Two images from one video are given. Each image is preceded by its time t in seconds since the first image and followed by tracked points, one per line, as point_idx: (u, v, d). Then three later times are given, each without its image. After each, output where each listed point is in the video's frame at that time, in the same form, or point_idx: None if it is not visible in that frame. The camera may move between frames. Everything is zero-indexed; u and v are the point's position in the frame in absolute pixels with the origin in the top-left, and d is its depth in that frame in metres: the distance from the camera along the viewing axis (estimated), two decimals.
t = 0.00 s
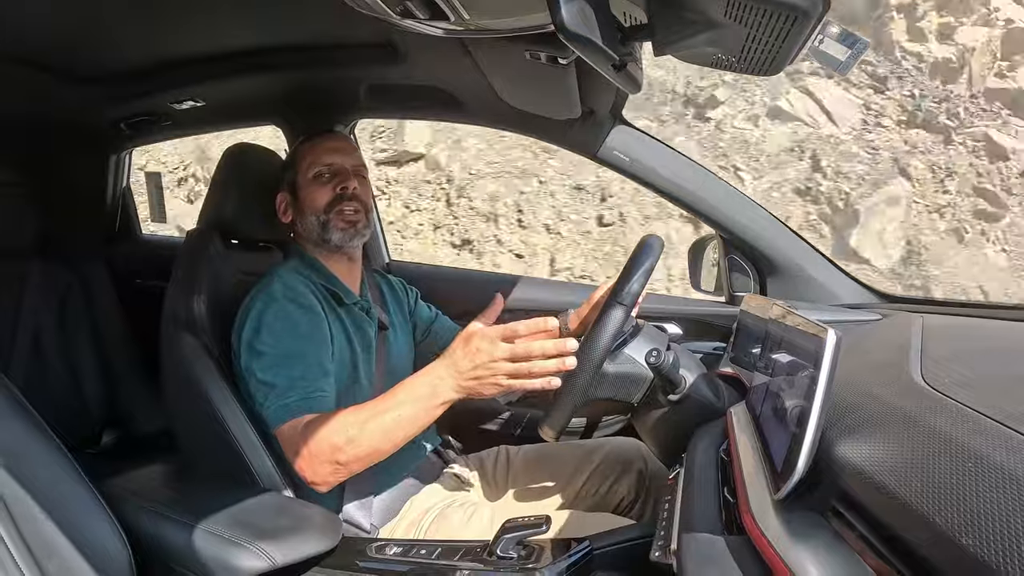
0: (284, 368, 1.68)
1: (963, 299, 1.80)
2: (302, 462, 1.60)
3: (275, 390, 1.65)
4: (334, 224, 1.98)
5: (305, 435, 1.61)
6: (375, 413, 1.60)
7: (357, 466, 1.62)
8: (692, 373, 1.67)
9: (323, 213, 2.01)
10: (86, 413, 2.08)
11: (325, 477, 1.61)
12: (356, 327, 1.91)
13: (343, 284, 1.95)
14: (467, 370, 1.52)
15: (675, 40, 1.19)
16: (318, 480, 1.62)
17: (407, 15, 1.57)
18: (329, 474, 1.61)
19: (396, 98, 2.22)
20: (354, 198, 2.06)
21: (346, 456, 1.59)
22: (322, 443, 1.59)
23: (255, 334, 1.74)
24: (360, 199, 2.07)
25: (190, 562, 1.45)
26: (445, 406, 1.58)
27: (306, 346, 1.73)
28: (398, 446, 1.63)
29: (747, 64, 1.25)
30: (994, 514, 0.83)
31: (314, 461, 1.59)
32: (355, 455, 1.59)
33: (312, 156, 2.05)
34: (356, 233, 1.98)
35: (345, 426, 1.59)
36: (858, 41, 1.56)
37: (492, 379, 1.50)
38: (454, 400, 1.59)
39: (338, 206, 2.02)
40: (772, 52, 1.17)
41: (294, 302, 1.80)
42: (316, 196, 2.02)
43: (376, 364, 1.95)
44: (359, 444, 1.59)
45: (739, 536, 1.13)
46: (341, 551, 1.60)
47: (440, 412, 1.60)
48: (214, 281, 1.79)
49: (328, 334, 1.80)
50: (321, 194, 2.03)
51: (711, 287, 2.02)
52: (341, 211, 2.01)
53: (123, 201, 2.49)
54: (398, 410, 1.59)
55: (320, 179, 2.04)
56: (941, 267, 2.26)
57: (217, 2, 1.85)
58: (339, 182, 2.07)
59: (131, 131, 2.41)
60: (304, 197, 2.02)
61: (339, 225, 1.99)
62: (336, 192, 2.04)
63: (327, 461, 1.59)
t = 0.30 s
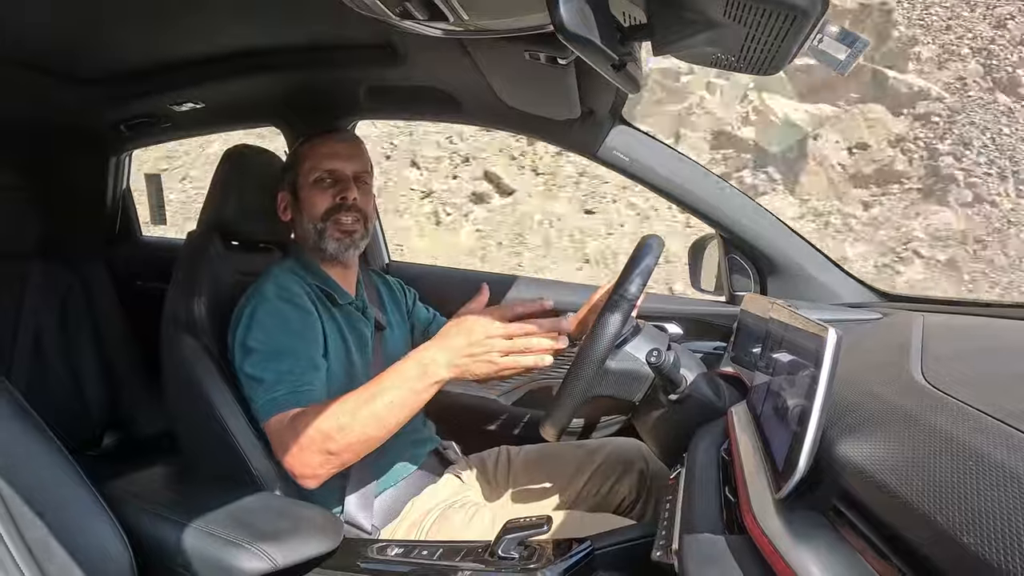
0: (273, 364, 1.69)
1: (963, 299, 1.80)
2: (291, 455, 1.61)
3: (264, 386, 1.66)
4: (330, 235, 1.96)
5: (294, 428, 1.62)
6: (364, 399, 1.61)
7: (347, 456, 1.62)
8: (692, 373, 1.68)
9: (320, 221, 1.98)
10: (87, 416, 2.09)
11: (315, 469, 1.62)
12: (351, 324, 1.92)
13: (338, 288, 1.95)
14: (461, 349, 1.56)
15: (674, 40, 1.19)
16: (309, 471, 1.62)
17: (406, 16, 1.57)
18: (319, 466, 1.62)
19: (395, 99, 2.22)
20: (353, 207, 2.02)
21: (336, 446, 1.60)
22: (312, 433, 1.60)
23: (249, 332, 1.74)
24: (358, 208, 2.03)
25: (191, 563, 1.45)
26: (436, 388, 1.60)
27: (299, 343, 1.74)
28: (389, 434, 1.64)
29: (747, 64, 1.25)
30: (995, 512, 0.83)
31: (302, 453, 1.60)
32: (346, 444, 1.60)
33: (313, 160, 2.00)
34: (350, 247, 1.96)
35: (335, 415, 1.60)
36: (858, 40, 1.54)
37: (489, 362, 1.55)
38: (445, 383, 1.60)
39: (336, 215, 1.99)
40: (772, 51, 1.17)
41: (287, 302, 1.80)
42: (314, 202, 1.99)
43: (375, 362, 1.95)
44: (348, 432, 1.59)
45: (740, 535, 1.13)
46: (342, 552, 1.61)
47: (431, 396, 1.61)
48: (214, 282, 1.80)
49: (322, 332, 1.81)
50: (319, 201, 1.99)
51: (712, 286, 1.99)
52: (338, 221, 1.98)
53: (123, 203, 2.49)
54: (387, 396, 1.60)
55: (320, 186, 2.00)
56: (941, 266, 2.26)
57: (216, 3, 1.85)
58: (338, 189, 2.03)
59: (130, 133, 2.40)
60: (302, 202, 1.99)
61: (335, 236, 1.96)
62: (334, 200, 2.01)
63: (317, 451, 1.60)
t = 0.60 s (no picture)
0: (269, 360, 1.70)
1: (962, 293, 1.80)
2: (281, 447, 1.62)
3: (259, 378, 1.68)
4: (354, 232, 1.99)
5: (286, 420, 1.63)
6: (360, 392, 1.62)
7: (339, 450, 1.64)
8: (689, 368, 1.68)
9: (340, 216, 2.01)
10: (86, 415, 2.09)
11: (306, 463, 1.63)
12: (350, 320, 1.93)
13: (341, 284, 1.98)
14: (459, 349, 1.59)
15: (669, 35, 1.20)
16: (299, 465, 1.63)
17: (402, 12, 1.57)
18: (310, 459, 1.63)
19: (392, 96, 2.22)
20: (368, 202, 2.07)
21: (328, 438, 1.61)
22: (304, 425, 1.61)
23: (244, 327, 1.74)
24: (374, 203, 2.09)
25: (189, 561, 1.45)
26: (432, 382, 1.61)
27: (295, 339, 1.76)
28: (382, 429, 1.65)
29: (744, 59, 1.25)
30: (993, 506, 0.83)
31: (293, 445, 1.61)
32: (337, 436, 1.62)
33: (325, 157, 2.03)
34: (374, 242, 2.01)
35: (328, 407, 1.62)
36: (853, 37, 1.56)
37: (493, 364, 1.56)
38: (442, 377, 1.62)
39: (356, 211, 2.03)
40: (768, 46, 1.17)
41: (284, 298, 1.81)
42: (332, 199, 2.02)
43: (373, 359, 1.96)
44: (341, 425, 1.61)
45: (737, 530, 1.13)
46: (341, 549, 1.61)
47: (428, 390, 1.62)
48: (211, 280, 1.79)
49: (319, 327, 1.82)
50: (338, 197, 2.02)
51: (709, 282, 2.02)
52: (360, 217, 2.03)
53: (121, 201, 2.49)
54: (382, 389, 1.61)
55: (336, 183, 2.04)
56: (938, 260, 2.26)
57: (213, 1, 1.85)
58: (354, 185, 2.06)
59: (127, 131, 2.39)
60: (319, 199, 2.01)
61: (357, 232, 2.00)
62: (352, 196, 2.05)
63: (309, 444, 1.61)
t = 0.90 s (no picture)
0: (267, 361, 1.71)
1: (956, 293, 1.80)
2: (281, 445, 1.65)
3: (257, 378, 1.69)
4: (354, 239, 2.01)
5: (281, 418, 1.66)
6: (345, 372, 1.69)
7: (336, 439, 1.69)
8: (683, 368, 1.70)
9: (340, 224, 2.00)
10: (80, 418, 2.09)
11: (308, 457, 1.67)
12: (345, 322, 1.96)
13: (336, 288, 2.00)
14: (445, 303, 1.72)
15: (663, 37, 1.20)
16: (303, 459, 1.67)
17: (396, 14, 1.57)
18: (310, 453, 1.67)
19: (385, 98, 2.22)
20: (365, 208, 2.06)
21: (325, 428, 1.66)
22: (300, 418, 1.66)
23: (241, 328, 1.74)
24: (371, 209, 2.08)
25: (184, 563, 1.45)
26: (418, 353, 1.72)
27: (290, 339, 1.77)
28: (375, 410, 1.72)
29: (736, 60, 1.25)
30: (987, 505, 0.83)
31: (291, 440, 1.65)
32: (334, 425, 1.67)
33: (322, 163, 2.01)
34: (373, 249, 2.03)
35: (321, 398, 1.66)
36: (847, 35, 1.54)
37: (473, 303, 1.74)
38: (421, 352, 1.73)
39: (355, 218, 2.03)
40: (760, 47, 1.17)
41: (277, 299, 1.81)
42: (331, 206, 2.00)
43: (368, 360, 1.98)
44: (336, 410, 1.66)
45: (731, 530, 1.13)
46: (337, 551, 1.60)
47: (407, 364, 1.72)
48: (205, 280, 1.79)
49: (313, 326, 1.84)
50: (337, 204, 2.01)
51: (703, 282, 2.03)
52: (360, 224, 2.03)
53: (115, 204, 2.47)
54: (370, 369, 1.69)
55: (335, 189, 2.01)
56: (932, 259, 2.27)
57: (207, 2, 1.85)
58: (352, 191, 2.04)
59: (122, 133, 2.35)
60: (318, 207, 1.98)
61: (357, 239, 2.02)
62: (351, 203, 2.03)
63: (307, 435, 1.66)
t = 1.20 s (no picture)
0: (263, 367, 1.71)
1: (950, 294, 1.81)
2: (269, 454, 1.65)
3: (245, 384, 1.68)
4: (355, 234, 1.98)
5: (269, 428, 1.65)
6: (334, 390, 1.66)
7: (323, 452, 1.67)
8: (678, 369, 1.68)
9: (341, 219, 1.99)
10: (75, 419, 2.08)
11: (296, 467, 1.66)
12: (340, 322, 1.95)
13: (329, 286, 1.98)
14: (435, 320, 1.66)
15: (658, 37, 1.20)
16: (288, 470, 1.66)
17: (391, 15, 1.57)
18: (298, 462, 1.66)
19: (380, 99, 2.22)
20: (367, 204, 2.04)
21: (311, 441, 1.64)
22: (287, 428, 1.64)
23: (233, 330, 1.74)
24: (372, 204, 2.06)
25: (178, 564, 1.44)
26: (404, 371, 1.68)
27: (281, 343, 1.76)
28: (360, 427, 1.69)
29: (732, 62, 1.25)
30: (983, 506, 0.83)
31: (279, 451, 1.64)
32: (318, 438, 1.64)
33: (322, 159, 2.00)
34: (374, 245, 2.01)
35: (306, 410, 1.64)
36: (842, 37, 1.55)
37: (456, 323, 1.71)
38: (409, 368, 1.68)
39: (356, 214, 2.00)
40: (756, 49, 1.17)
41: (272, 301, 1.81)
42: (331, 202, 1.99)
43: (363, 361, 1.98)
44: (322, 426, 1.63)
45: (726, 531, 1.13)
46: (331, 552, 1.60)
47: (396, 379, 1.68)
48: (200, 281, 1.79)
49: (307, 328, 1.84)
50: (337, 200, 1.99)
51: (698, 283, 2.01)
52: (361, 219, 2.01)
53: (108, 205, 2.46)
54: (354, 387, 1.65)
55: (335, 186, 2.00)
56: (926, 261, 2.28)
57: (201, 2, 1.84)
58: (352, 188, 2.02)
59: (117, 134, 2.34)
60: (318, 203, 1.97)
61: (358, 235, 1.99)
62: (352, 199, 2.01)
63: (293, 448, 1.64)
